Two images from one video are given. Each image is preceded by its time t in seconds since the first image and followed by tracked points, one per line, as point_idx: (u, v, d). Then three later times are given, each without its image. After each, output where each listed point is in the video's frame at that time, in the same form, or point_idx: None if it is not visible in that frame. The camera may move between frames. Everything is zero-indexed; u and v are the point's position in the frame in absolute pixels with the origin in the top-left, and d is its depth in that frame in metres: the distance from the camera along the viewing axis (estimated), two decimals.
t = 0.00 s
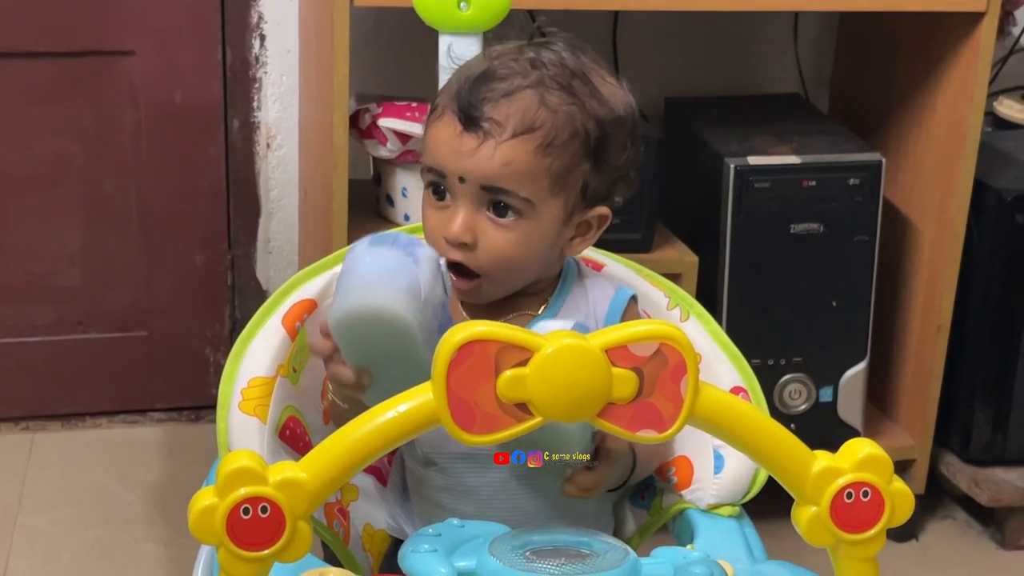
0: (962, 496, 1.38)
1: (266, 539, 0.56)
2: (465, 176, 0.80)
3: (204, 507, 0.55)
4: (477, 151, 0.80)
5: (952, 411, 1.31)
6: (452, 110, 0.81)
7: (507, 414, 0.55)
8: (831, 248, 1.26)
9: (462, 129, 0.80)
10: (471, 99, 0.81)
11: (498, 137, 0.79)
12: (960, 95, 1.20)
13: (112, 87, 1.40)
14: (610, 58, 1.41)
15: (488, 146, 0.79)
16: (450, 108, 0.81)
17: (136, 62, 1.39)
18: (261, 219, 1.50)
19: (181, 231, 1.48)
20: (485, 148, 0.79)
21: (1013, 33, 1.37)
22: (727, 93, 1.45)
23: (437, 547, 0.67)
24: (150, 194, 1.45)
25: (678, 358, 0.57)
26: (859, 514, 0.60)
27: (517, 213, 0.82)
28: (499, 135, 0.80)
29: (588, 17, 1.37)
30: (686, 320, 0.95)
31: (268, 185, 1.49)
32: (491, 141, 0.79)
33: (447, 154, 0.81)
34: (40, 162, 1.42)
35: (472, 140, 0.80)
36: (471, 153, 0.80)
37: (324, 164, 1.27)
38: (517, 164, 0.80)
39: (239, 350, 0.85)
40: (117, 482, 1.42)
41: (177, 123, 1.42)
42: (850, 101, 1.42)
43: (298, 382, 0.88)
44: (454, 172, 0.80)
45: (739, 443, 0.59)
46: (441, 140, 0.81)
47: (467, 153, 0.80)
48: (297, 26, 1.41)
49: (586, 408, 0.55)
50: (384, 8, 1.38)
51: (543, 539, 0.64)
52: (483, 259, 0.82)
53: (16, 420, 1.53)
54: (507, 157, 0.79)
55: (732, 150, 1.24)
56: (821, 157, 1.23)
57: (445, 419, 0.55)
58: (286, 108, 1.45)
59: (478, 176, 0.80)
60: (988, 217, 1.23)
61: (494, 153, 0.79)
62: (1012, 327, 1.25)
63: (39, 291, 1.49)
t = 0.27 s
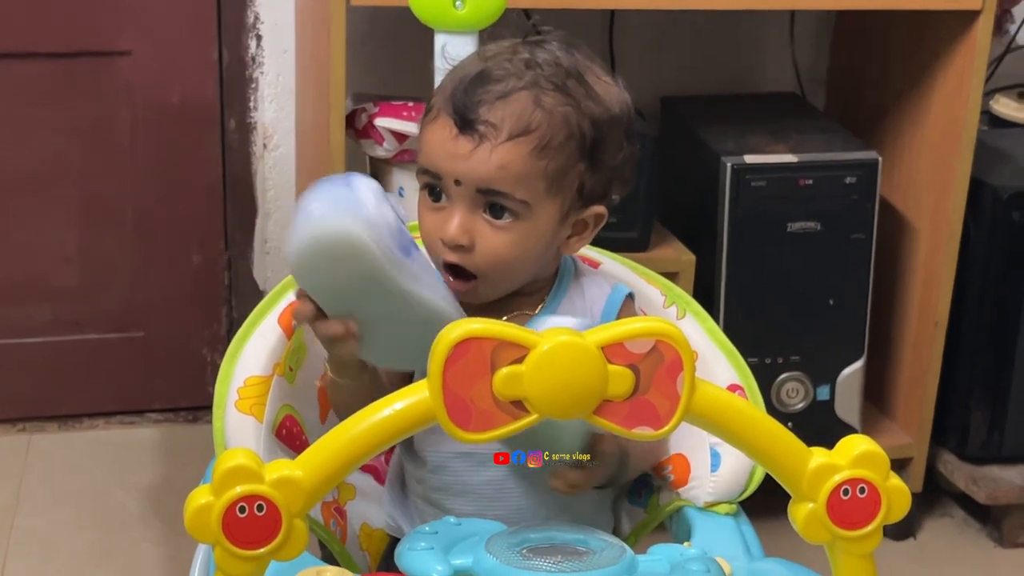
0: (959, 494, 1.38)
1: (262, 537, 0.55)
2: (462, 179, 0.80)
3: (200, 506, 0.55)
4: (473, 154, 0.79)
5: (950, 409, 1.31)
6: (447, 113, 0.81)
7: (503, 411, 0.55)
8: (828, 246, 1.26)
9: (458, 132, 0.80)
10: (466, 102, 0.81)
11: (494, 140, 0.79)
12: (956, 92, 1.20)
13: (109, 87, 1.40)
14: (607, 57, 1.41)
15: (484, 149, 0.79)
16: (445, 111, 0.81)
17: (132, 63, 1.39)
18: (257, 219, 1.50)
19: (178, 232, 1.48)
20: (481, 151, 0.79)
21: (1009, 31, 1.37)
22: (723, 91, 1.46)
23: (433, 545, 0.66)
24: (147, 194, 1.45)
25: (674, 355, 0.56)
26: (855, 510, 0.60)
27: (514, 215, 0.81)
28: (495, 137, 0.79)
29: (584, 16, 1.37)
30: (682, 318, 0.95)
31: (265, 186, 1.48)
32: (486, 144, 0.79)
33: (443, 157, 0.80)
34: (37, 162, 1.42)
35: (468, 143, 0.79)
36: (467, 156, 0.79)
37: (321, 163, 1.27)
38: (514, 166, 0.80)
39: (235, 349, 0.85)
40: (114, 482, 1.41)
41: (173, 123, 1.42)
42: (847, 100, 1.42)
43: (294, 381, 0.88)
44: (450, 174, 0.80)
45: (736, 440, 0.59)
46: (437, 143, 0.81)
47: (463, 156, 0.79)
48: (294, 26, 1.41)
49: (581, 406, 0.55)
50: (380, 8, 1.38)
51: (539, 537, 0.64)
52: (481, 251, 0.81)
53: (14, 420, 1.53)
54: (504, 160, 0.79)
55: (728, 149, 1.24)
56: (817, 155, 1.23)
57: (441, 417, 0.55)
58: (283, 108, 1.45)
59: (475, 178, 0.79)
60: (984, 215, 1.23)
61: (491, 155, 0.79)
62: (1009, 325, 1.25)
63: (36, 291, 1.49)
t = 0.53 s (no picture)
0: (953, 493, 1.39)
1: (255, 537, 0.56)
2: (460, 177, 0.80)
3: (192, 506, 0.55)
4: (472, 151, 0.80)
5: (944, 409, 1.31)
6: (446, 111, 0.81)
7: (495, 412, 0.54)
8: (821, 246, 1.26)
9: (457, 129, 0.80)
10: (465, 100, 0.81)
11: (492, 138, 0.80)
12: (949, 91, 1.20)
13: (103, 90, 1.40)
14: (601, 58, 1.41)
15: (484, 146, 0.79)
16: (444, 109, 0.81)
17: (127, 65, 1.39)
18: (251, 221, 1.49)
19: (173, 233, 1.48)
20: (480, 148, 0.79)
21: (1002, 31, 1.37)
22: (717, 92, 1.46)
23: (425, 545, 0.66)
24: (141, 196, 1.45)
25: (665, 354, 0.56)
26: (845, 509, 0.60)
27: (511, 213, 0.82)
28: (494, 136, 0.80)
29: (577, 16, 1.37)
30: (673, 319, 0.95)
31: (259, 187, 1.48)
32: (485, 142, 0.79)
33: (442, 155, 0.81)
34: (32, 164, 1.42)
35: (466, 140, 0.80)
36: (466, 154, 0.80)
37: (315, 165, 1.27)
38: (512, 165, 0.80)
39: (228, 350, 0.85)
40: (109, 484, 1.42)
41: (168, 125, 1.42)
42: (841, 100, 1.42)
43: (287, 382, 0.88)
44: (449, 172, 0.80)
45: (727, 440, 0.59)
46: (435, 141, 0.81)
47: (462, 153, 0.80)
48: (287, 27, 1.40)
49: (572, 405, 0.54)
50: (374, 10, 1.38)
51: (531, 536, 0.64)
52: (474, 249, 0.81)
53: (9, 422, 1.53)
54: (503, 158, 0.80)
55: (722, 149, 1.24)
56: (811, 155, 1.23)
57: (432, 417, 0.54)
58: (277, 110, 1.44)
59: (474, 176, 0.80)
60: (978, 215, 1.23)
61: (490, 153, 0.79)
62: (1002, 325, 1.25)
63: (31, 293, 1.49)
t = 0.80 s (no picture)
0: (936, 484, 1.44)
1: (268, 525, 0.55)
2: (462, 190, 0.85)
3: (205, 497, 0.55)
4: (473, 165, 0.85)
5: (927, 402, 1.37)
6: (448, 127, 0.86)
7: (495, 405, 0.54)
8: (808, 246, 1.31)
9: (459, 144, 0.85)
10: (466, 115, 0.86)
11: (493, 152, 0.85)
12: (929, 98, 1.26)
13: (118, 98, 1.46)
14: (596, 66, 1.46)
15: (485, 162, 0.85)
16: (445, 125, 0.86)
17: (141, 74, 1.45)
18: (262, 224, 1.56)
19: (186, 236, 1.54)
20: (481, 163, 0.85)
21: (980, 40, 1.42)
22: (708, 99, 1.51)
23: (428, 533, 0.66)
24: (155, 200, 1.51)
25: (658, 349, 0.56)
26: (832, 499, 0.59)
27: (511, 223, 0.87)
28: (495, 150, 0.85)
29: (573, 27, 1.43)
30: (666, 315, 0.96)
31: (269, 192, 1.54)
32: (486, 156, 0.85)
33: (445, 169, 0.86)
34: (50, 170, 1.48)
35: (468, 155, 0.85)
36: (468, 168, 0.85)
37: (323, 170, 1.32)
38: (511, 178, 0.85)
39: (239, 348, 0.90)
40: (126, 477, 1.47)
41: (181, 132, 1.48)
42: (827, 106, 1.47)
43: (296, 377, 0.93)
44: (451, 185, 0.86)
45: (717, 431, 0.58)
46: (438, 155, 0.86)
47: (464, 167, 0.85)
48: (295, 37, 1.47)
49: (569, 399, 0.54)
50: (378, 21, 1.44)
51: (530, 525, 0.65)
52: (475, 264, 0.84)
53: (28, 418, 1.59)
54: (503, 172, 0.85)
55: (712, 154, 1.29)
56: (797, 160, 1.28)
57: (434, 410, 0.54)
58: (285, 117, 1.51)
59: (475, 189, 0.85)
60: (958, 216, 1.28)
61: (490, 168, 0.85)
62: (982, 322, 1.30)
63: (49, 293, 1.54)
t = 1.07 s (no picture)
0: (915, 472, 1.52)
1: (282, 511, 0.60)
2: (473, 190, 0.90)
3: (223, 485, 0.59)
4: (483, 167, 0.89)
5: (906, 395, 1.44)
6: (459, 131, 0.91)
7: (498, 397, 0.59)
8: (793, 248, 1.38)
9: (470, 147, 0.90)
10: (476, 120, 0.91)
11: (502, 154, 0.89)
12: (907, 108, 1.33)
13: (138, 108, 1.54)
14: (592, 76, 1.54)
15: (495, 163, 0.89)
16: (457, 129, 0.90)
17: (160, 85, 1.52)
18: (274, 227, 1.63)
19: (202, 238, 1.62)
20: (490, 164, 0.89)
21: (956, 52, 1.50)
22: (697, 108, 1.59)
23: (436, 519, 0.73)
24: (173, 204, 1.59)
25: (653, 345, 0.61)
26: (817, 485, 0.64)
27: (519, 223, 0.92)
28: (504, 152, 0.89)
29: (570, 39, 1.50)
30: (660, 313, 1.08)
31: (282, 197, 1.62)
32: (495, 158, 0.89)
33: (456, 171, 0.90)
34: (73, 176, 1.56)
35: (478, 157, 0.89)
36: (478, 169, 0.89)
37: (333, 176, 1.40)
38: (519, 179, 0.90)
39: (254, 344, 0.97)
40: (146, 467, 1.55)
41: (197, 140, 1.56)
42: (812, 113, 1.55)
43: (307, 371, 1.01)
44: (461, 187, 0.90)
45: (709, 423, 0.63)
46: (449, 157, 0.91)
47: (474, 169, 0.89)
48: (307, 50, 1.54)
49: (569, 390, 0.59)
50: (385, 34, 1.51)
51: (530, 511, 0.71)
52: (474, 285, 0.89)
53: (52, 411, 1.67)
54: (511, 173, 0.89)
55: (702, 160, 1.36)
56: (783, 166, 1.36)
57: (441, 402, 0.59)
58: (297, 126, 1.58)
59: (484, 190, 0.89)
60: (935, 219, 1.36)
61: (500, 169, 0.89)
62: (959, 319, 1.37)
63: (71, 293, 1.62)
